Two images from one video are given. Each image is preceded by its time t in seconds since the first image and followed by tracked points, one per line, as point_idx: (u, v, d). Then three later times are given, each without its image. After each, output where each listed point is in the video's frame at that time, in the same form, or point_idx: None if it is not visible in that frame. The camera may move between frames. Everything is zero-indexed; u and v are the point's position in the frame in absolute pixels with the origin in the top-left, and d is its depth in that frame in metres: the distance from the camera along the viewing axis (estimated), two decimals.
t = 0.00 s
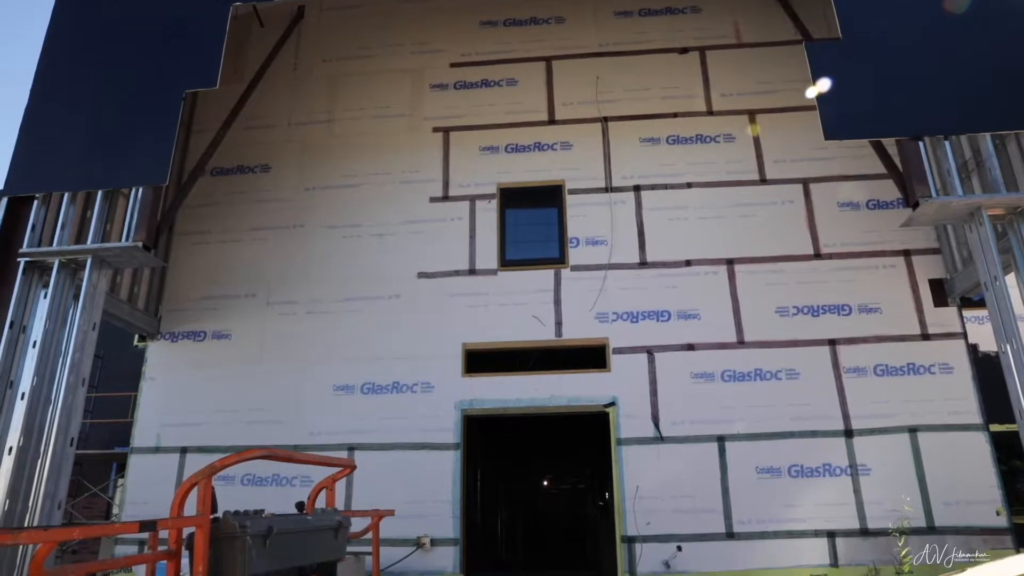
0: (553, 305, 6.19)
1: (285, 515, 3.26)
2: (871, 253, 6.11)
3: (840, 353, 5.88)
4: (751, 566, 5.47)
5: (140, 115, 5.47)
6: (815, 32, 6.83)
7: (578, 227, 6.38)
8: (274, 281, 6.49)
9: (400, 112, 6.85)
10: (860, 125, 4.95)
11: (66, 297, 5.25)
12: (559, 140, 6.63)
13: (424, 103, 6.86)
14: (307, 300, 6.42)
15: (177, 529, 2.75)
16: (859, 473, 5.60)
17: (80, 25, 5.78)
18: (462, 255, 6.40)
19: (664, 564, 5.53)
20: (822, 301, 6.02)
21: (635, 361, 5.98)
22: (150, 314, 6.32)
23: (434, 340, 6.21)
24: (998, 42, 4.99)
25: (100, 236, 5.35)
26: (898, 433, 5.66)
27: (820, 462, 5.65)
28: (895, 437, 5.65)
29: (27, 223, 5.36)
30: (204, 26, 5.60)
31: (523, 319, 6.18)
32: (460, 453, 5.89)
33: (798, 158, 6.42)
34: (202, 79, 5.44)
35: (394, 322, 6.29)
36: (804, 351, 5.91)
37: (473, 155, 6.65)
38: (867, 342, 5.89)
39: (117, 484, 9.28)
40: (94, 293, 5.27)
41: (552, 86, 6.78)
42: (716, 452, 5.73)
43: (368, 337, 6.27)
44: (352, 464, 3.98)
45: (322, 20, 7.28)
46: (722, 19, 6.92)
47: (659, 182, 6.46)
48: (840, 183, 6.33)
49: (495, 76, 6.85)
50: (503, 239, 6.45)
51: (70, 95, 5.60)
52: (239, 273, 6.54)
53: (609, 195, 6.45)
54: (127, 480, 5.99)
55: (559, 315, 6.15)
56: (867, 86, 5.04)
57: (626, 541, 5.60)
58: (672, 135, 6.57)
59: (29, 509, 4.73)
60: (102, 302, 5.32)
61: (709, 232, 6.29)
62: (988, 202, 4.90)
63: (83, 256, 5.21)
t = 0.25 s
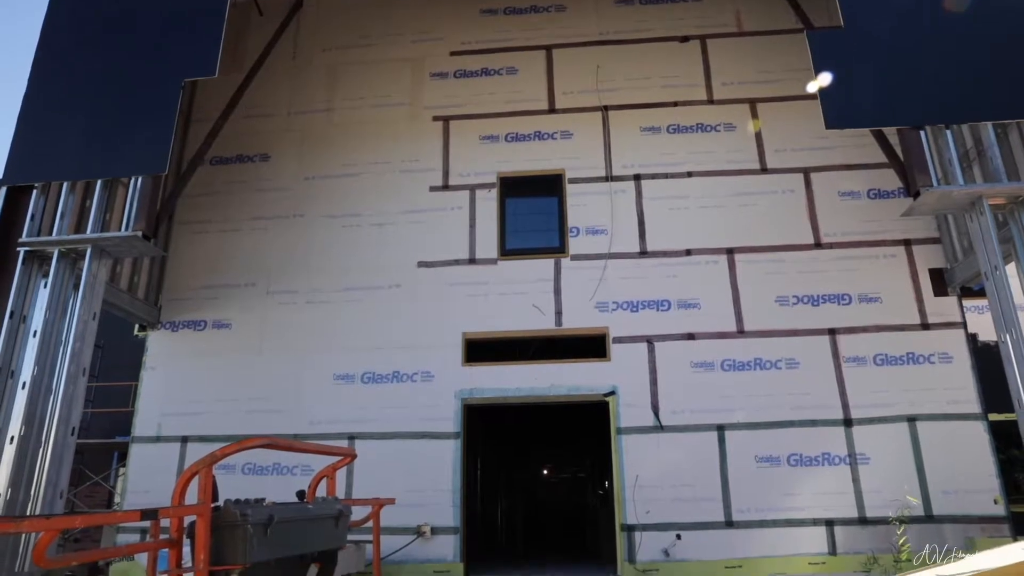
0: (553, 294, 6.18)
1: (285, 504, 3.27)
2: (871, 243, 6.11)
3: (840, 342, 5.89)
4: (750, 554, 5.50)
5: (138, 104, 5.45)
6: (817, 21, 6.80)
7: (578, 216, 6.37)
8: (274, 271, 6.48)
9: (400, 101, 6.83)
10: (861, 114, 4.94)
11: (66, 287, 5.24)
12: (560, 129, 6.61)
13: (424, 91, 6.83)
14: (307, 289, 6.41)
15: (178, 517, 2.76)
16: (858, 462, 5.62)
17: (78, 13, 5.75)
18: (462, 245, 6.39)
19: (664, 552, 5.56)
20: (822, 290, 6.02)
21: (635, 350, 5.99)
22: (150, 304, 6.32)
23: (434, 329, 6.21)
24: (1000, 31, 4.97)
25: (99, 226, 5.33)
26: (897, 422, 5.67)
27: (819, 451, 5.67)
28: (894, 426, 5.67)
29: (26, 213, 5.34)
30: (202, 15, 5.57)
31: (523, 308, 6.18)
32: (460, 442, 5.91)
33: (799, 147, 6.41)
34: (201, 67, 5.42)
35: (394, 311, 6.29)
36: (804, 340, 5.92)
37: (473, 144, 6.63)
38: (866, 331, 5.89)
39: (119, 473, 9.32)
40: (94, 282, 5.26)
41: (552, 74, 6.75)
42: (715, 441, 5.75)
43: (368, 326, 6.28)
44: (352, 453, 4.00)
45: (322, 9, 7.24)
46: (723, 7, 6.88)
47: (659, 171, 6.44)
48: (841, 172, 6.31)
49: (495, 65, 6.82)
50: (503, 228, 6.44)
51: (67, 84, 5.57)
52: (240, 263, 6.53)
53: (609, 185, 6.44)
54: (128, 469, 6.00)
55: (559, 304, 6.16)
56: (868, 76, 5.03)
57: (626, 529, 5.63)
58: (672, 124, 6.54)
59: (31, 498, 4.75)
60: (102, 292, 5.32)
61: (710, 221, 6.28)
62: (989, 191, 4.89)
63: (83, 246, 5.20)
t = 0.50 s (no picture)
0: (553, 282, 6.18)
1: (286, 491, 3.28)
2: (872, 231, 6.10)
3: (839, 331, 5.89)
4: (749, 541, 5.53)
5: (136, 92, 5.42)
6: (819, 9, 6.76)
7: (578, 204, 6.36)
8: (273, 259, 6.48)
9: (399, 88, 6.80)
10: (862, 102, 4.92)
11: (65, 275, 5.23)
12: (560, 117, 6.58)
13: (424, 79, 6.80)
14: (307, 278, 6.41)
15: (179, 504, 2.77)
16: (857, 450, 5.64)
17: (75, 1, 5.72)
18: (461, 233, 6.38)
19: (663, 539, 5.58)
20: (822, 279, 6.02)
21: (635, 338, 5.99)
22: (150, 293, 6.32)
23: (434, 317, 6.21)
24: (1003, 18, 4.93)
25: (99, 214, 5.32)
26: (896, 410, 5.69)
27: (818, 439, 5.69)
28: (893, 414, 5.69)
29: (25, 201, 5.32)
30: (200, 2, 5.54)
31: (523, 296, 6.18)
32: (460, 429, 5.93)
33: (799, 135, 6.39)
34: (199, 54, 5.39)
35: (394, 300, 6.29)
36: (804, 328, 5.92)
37: (473, 132, 6.61)
38: (866, 320, 5.90)
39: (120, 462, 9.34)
40: (94, 271, 5.26)
41: (552, 62, 6.72)
42: (715, 429, 5.76)
43: (368, 315, 6.28)
44: (353, 441, 4.01)
45: None
46: None
47: (659, 159, 6.42)
48: (842, 161, 6.30)
49: (495, 52, 6.79)
50: (503, 216, 6.43)
51: (65, 72, 5.54)
52: (240, 251, 6.52)
53: (609, 172, 6.42)
54: (129, 457, 6.02)
55: (559, 293, 6.16)
56: (870, 64, 5.00)
57: (626, 516, 5.66)
58: (673, 112, 6.52)
59: (33, 486, 4.76)
60: (102, 281, 5.31)
61: (710, 210, 6.27)
62: (991, 180, 4.87)
63: (82, 235, 5.18)
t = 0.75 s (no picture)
0: (553, 270, 6.18)
1: (286, 478, 3.28)
2: (872, 219, 6.09)
3: (839, 318, 5.90)
4: (748, 528, 5.56)
5: (135, 78, 5.39)
6: None
7: (578, 192, 6.35)
8: (274, 247, 6.47)
9: (399, 75, 6.76)
10: (864, 89, 4.90)
11: (65, 263, 5.23)
12: (560, 104, 6.56)
13: (424, 66, 6.77)
14: (307, 266, 6.41)
15: (181, 490, 2.78)
16: (856, 437, 5.66)
17: None
18: (461, 220, 6.37)
19: (663, 526, 5.62)
20: (822, 267, 6.02)
21: (635, 326, 6.00)
22: (150, 280, 6.32)
23: (434, 305, 6.21)
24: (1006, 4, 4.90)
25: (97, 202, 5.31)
26: (895, 398, 5.70)
27: (817, 426, 5.70)
28: (893, 402, 5.70)
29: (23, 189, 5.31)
30: None
31: (523, 284, 6.18)
32: (460, 417, 5.94)
33: (801, 123, 6.36)
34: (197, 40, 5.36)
35: (394, 287, 6.29)
36: (803, 316, 5.92)
37: (473, 119, 6.58)
38: (866, 307, 5.90)
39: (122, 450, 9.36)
40: (93, 259, 5.25)
41: (552, 48, 6.68)
42: (714, 417, 5.78)
43: (368, 302, 6.28)
44: (353, 427, 3.92)
45: None
46: None
47: (660, 146, 6.40)
48: (843, 148, 6.28)
49: (495, 38, 6.75)
50: (503, 203, 6.42)
51: (63, 59, 5.51)
52: (240, 239, 6.52)
53: (610, 160, 6.41)
54: (131, 445, 6.04)
55: (559, 280, 6.15)
56: (871, 50, 4.97)
57: (626, 503, 5.69)
58: (674, 99, 6.49)
59: (35, 473, 4.77)
60: (102, 269, 5.30)
61: (710, 197, 6.26)
62: (992, 167, 4.85)
63: (81, 223, 5.17)
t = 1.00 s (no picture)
0: (553, 258, 6.17)
1: (286, 465, 3.29)
2: (873, 206, 6.08)
3: (839, 306, 5.90)
4: (747, 515, 5.59)
5: (133, 65, 5.37)
6: None
7: (578, 179, 6.33)
8: (273, 234, 6.46)
9: (398, 62, 6.73)
10: (865, 76, 4.88)
11: (65, 251, 5.22)
12: (560, 91, 6.53)
13: (423, 53, 6.73)
14: (307, 254, 6.40)
15: (181, 478, 2.78)
16: (855, 425, 5.67)
17: None
18: (461, 208, 6.36)
19: (663, 513, 5.64)
20: (822, 255, 6.01)
21: (635, 314, 6.00)
22: (150, 269, 6.32)
23: (434, 293, 6.21)
24: None
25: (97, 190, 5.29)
26: (895, 386, 5.71)
27: (817, 414, 5.72)
28: (893, 390, 5.71)
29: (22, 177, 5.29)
30: None
31: (523, 272, 6.18)
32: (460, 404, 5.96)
33: (802, 110, 6.34)
34: (195, 27, 5.33)
35: (394, 275, 6.29)
36: (803, 304, 5.92)
37: (473, 106, 6.55)
38: (866, 295, 5.90)
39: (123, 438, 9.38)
40: (93, 246, 5.24)
41: (552, 35, 6.64)
42: (714, 404, 5.79)
43: (368, 290, 6.28)
44: (353, 415, 3.79)
45: None
46: None
47: (660, 134, 6.38)
48: (844, 135, 6.25)
49: (495, 25, 6.70)
50: (503, 191, 6.40)
51: (60, 46, 5.48)
52: (240, 227, 6.51)
53: (610, 147, 6.39)
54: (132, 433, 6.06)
55: (559, 268, 6.15)
56: (873, 37, 4.94)
57: (626, 490, 5.71)
58: (675, 86, 6.46)
59: (38, 461, 4.78)
60: (102, 257, 5.29)
61: (711, 185, 6.24)
62: (994, 155, 4.84)
63: (80, 211, 5.16)
